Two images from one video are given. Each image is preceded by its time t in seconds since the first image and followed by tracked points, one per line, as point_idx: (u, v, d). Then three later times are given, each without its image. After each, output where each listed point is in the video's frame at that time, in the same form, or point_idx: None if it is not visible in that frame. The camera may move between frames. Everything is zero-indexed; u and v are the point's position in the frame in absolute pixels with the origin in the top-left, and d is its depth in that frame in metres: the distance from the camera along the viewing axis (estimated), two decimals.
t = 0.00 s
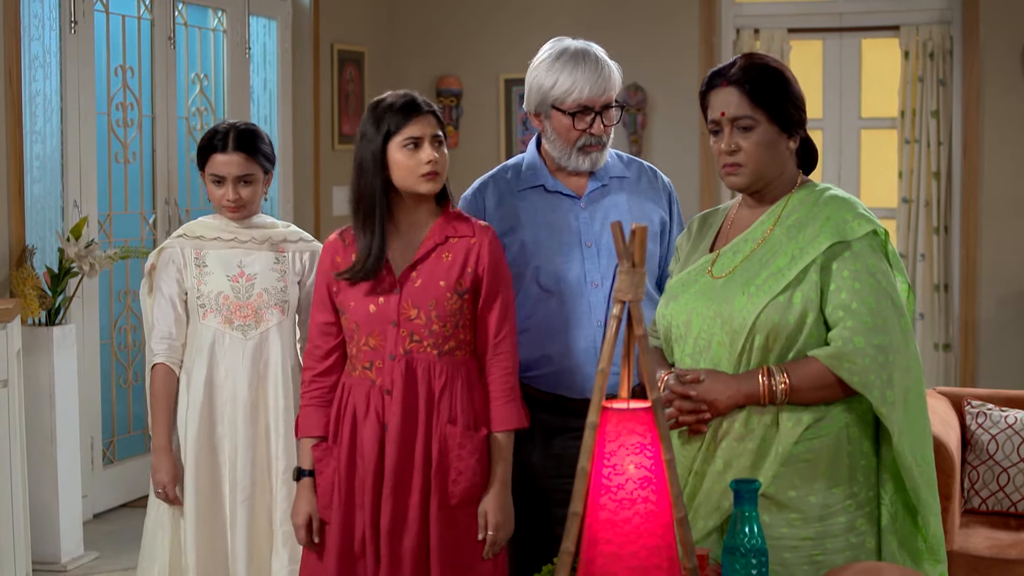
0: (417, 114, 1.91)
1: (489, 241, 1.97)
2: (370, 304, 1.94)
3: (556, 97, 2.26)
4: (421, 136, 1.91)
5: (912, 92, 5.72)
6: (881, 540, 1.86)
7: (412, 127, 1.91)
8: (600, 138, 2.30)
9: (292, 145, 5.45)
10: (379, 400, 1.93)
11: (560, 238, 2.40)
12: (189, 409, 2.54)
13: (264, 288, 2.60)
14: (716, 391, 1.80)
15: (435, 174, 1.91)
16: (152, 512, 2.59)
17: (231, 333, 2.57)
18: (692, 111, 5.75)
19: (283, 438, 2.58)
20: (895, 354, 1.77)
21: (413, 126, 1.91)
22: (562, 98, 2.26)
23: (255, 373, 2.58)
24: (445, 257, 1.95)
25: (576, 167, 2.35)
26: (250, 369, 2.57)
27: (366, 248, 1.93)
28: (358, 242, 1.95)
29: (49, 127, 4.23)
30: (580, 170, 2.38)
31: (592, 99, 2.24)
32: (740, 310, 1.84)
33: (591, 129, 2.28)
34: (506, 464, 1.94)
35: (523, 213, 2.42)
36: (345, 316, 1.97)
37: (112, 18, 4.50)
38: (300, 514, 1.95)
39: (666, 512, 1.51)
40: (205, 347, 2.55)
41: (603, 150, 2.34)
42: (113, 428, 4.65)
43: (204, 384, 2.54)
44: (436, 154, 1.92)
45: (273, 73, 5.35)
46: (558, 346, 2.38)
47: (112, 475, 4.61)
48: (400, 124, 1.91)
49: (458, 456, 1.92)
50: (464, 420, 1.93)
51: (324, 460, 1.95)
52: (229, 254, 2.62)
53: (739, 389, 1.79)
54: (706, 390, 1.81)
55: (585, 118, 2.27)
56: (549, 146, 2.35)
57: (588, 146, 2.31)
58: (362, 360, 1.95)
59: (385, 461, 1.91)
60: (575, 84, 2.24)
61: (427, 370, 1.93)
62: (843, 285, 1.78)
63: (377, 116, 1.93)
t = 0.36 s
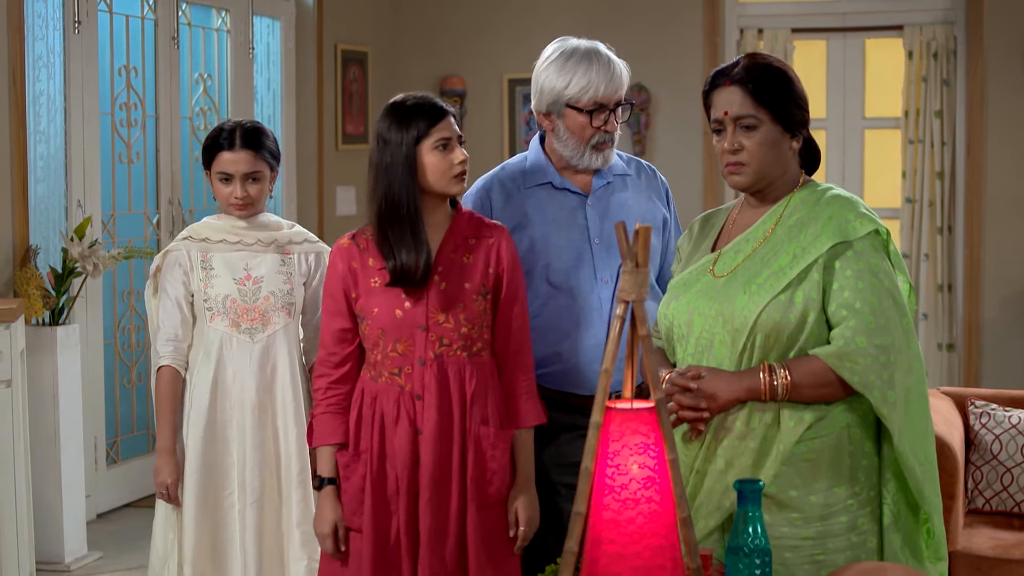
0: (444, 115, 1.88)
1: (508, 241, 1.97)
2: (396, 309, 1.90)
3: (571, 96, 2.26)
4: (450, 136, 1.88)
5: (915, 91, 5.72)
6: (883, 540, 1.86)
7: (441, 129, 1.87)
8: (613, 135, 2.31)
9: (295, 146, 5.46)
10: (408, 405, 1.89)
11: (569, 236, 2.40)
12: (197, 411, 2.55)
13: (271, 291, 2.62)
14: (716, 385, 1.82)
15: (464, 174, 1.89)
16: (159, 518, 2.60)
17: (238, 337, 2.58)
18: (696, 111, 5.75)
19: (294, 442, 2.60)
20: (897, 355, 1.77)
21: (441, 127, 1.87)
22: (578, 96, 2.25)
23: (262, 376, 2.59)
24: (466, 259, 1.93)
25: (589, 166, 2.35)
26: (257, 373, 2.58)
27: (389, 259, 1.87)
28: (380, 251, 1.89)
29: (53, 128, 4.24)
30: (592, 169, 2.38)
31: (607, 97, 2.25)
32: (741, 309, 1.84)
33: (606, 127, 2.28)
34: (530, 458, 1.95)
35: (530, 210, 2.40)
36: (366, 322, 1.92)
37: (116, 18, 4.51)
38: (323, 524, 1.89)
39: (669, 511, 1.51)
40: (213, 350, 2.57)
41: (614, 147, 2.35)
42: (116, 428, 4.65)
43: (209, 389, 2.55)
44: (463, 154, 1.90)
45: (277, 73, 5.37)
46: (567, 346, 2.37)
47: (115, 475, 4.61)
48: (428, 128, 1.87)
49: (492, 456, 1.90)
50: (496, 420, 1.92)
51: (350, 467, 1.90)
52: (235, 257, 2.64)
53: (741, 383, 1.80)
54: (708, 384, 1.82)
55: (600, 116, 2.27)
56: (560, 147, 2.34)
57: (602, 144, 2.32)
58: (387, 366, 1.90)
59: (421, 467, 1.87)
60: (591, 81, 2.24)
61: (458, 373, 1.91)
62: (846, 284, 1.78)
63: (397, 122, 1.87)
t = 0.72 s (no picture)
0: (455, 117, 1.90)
1: (515, 241, 2.02)
2: (412, 312, 1.90)
3: (595, 94, 2.32)
4: (461, 137, 1.90)
5: (915, 92, 5.72)
6: (882, 539, 1.86)
7: (452, 130, 1.89)
8: (634, 134, 2.37)
9: (294, 146, 5.45)
10: (426, 408, 1.90)
11: (589, 232, 2.46)
12: (195, 412, 2.56)
13: (270, 293, 2.62)
14: (717, 379, 1.82)
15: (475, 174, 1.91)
16: (156, 516, 2.60)
17: (237, 339, 2.58)
18: (695, 111, 5.75)
19: (295, 443, 2.61)
20: (896, 355, 1.77)
21: (453, 128, 1.89)
22: (601, 95, 2.32)
23: (262, 379, 2.60)
24: (478, 261, 1.96)
25: (609, 164, 2.40)
26: (256, 376, 2.59)
27: (404, 263, 1.87)
28: (393, 253, 1.89)
29: (53, 127, 4.23)
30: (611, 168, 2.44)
31: (630, 95, 2.32)
32: (741, 309, 1.84)
33: (628, 125, 2.34)
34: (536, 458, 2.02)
35: (551, 207, 2.46)
36: (379, 324, 1.92)
37: (115, 18, 4.50)
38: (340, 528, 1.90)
39: (669, 511, 1.51)
40: (211, 352, 2.56)
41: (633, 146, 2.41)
42: (116, 428, 4.65)
43: (208, 390, 2.56)
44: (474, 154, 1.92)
45: (276, 73, 5.37)
46: (588, 341, 2.44)
47: (114, 475, 4.61)
48: (440, 129, 1.89)
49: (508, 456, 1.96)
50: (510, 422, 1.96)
51: (368, 472, 1.90)
52: (233, 260, 2.63)
53: (741, 388, 1.80)
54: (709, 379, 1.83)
55: (622, 114, 2.33)
56: (581, 146, 2.40)
57: (623, 142, 2.37)
58: (402, 369, 1.91)
59: (444, 470, 1.89)
60: (614, 81, 2.31)
61: (475, 375, 1.94)
62: (845, 284, 1.78)
63: (407, 124, 1.89)
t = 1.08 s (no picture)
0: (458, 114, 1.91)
1: (509, 239, 2.04)
2: (419, 311, 1.90)
3: (601, 93, 2.33)
4: (464, 136, 1.90)
5: (911, 92, 5.73)
6: (878, 540, 1.86)
7: (456, 128, 1.90)
8: (639, 133, 2.39)
9: (290, 145, 5.45)
10: (434, 408, 1.91)
11: (591, 232, 2.48)
12: (188, 409, 2.57)
13: (267, 294, 2.64)
14: (715, 386, 1.81)
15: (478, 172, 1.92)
16: (151, 513, 2.61)
17: (235, 339, 2.60)
18: (692, 111, 5.75)
19: (292, 443, 2.64)
20: (894, 356, 1.77)
21: (456, 126, 1.90)
22: (608, 94, 2.33)
23: (260, 379, 2.62)
24: (477, 258, 1.97)
25: (615, 163, 2.42)
26: (254, 376, 2.60)
27: (409, 262, 1.87)
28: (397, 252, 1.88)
29: (49, 127, 4.23)
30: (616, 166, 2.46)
31: (636, 94, 2.34)
32: (738, 309, 1.84)
33: (634, 124, 2.36)
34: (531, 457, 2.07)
35: (554, 206, 2.48)
36: (384, 323, 1.90)
37: (112, 18, 4.50)
38: (348, 535, 1.88)
39: (665, 511, 1.52)
40: (209, 353, 2.58)
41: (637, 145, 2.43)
42: (112, 428, 4.65)
43: (206, 389, 2.57)
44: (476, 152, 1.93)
45: (273, 73, 5.36)
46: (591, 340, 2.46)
47: (111, 475, 4.61)
48: (441, 128, 1.89)
49: (509, 454, 1.99)
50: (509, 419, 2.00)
51: (377, 476, 1.89)
52: (229, 261, 2.64)
53: (738, 391, 1.79)
54: (710, 385, 1.81)
55: (628, 114, 2.35)
56: (587, 144, 2.41)
57: (629, 142, 2.39)
58: (410, 369, 1.90)
59: (454, 471, 1.91)
60: (621, 80, 2.32)
61: (480, 373, 1.96)
62: (843, 285, 1.78)
63: (410, 120, 1.89)
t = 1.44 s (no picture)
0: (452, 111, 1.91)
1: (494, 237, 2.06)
2: (417, 311, 1.89)
3: (595, 93, 2.33)
4: (458, 134, 1.91)
5: (906, 92, 5.73)
6: (873, 540, 1.87)
7: (451, 126, 1.90)
8: (633, 133, 2.39)
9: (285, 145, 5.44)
10: (434, 409, 1.91)
11: (586, 232, 2.48)
12: (189, 405, 2.60)
13: (267, 293, 2.69)
14: (710, 383, 1.81)
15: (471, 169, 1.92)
16: (148, 512, 2.64)
17: (235, 338, 2.64)
18: (687, 111, 5.75)
19: (291, 442, 2.69)
20: (892, 358, 1.78)
21: (451, 124, 1.90)
22: (602, 94, 2.33)
23: (259, 378, 2.66)
24: (468, 257, 1.97)
25: (609, 163, 2.42)
26: (254, 375, 2.65)
27: (401, 263, 1.86)
28: (389, 252, 1.87)
29: (43, 127, 4.22)
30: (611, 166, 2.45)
31: (630, 94, 2.34)
32: (734, 310, 1.84)
33: (628, 124, 2.35)
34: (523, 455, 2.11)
35: (548, 207, 2.48)
36: (382, 325, 1.88)
37: (106, 17, 4.49)
38: (356, 543, 1.83)
39: (660, 511, 1.52)
40: (208, 352, 2.62)
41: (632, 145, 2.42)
42: (106, 428, 4.64)
43: (206, 386, 2.61)
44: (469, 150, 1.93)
45: (267, 73, 5.35)
46: (585, 342, 2.47)
47: (105, 476, 4.60)
48: (434, 124, 1.88)
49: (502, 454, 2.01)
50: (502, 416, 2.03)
51: (379, 482, 1.87)
52: (228, 261, 2.68)
53: (735, 390, 1.79)
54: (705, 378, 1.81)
55: (622, 114, 2.35)
56: (581, 144, 2.41)
57: (623, 142, 2.38)
58: (409, 371, 1.89)
59: (454, 474, 1.91)
60: (615, 80, 2.32)
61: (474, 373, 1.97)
62: (840, 287, 1.78)
63: (404, 116, 1.88)
